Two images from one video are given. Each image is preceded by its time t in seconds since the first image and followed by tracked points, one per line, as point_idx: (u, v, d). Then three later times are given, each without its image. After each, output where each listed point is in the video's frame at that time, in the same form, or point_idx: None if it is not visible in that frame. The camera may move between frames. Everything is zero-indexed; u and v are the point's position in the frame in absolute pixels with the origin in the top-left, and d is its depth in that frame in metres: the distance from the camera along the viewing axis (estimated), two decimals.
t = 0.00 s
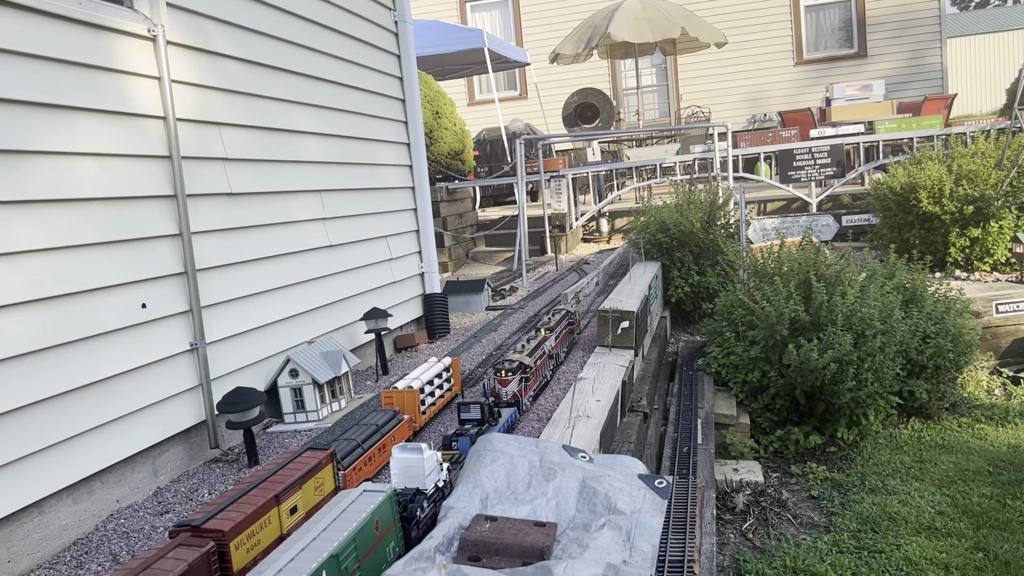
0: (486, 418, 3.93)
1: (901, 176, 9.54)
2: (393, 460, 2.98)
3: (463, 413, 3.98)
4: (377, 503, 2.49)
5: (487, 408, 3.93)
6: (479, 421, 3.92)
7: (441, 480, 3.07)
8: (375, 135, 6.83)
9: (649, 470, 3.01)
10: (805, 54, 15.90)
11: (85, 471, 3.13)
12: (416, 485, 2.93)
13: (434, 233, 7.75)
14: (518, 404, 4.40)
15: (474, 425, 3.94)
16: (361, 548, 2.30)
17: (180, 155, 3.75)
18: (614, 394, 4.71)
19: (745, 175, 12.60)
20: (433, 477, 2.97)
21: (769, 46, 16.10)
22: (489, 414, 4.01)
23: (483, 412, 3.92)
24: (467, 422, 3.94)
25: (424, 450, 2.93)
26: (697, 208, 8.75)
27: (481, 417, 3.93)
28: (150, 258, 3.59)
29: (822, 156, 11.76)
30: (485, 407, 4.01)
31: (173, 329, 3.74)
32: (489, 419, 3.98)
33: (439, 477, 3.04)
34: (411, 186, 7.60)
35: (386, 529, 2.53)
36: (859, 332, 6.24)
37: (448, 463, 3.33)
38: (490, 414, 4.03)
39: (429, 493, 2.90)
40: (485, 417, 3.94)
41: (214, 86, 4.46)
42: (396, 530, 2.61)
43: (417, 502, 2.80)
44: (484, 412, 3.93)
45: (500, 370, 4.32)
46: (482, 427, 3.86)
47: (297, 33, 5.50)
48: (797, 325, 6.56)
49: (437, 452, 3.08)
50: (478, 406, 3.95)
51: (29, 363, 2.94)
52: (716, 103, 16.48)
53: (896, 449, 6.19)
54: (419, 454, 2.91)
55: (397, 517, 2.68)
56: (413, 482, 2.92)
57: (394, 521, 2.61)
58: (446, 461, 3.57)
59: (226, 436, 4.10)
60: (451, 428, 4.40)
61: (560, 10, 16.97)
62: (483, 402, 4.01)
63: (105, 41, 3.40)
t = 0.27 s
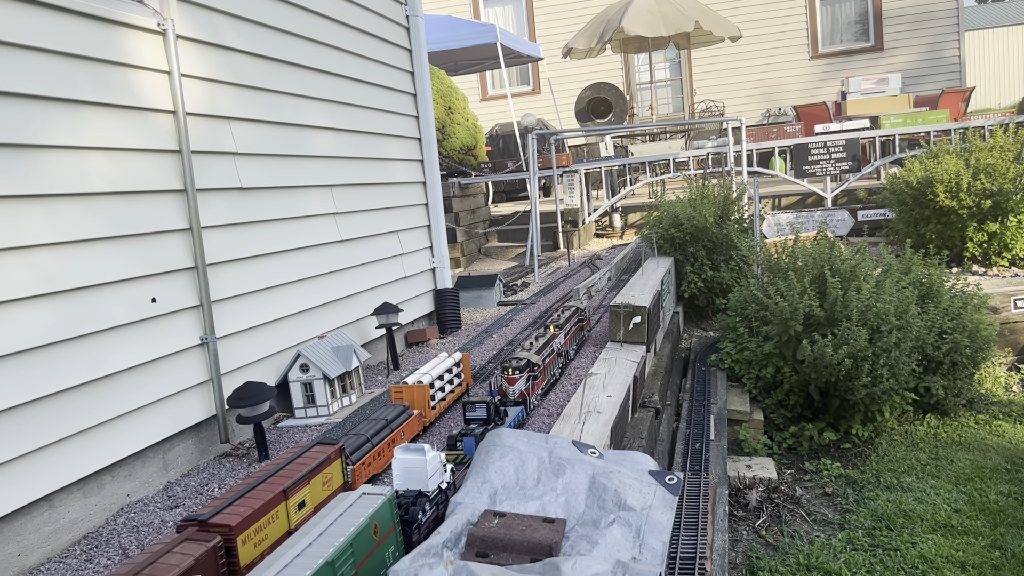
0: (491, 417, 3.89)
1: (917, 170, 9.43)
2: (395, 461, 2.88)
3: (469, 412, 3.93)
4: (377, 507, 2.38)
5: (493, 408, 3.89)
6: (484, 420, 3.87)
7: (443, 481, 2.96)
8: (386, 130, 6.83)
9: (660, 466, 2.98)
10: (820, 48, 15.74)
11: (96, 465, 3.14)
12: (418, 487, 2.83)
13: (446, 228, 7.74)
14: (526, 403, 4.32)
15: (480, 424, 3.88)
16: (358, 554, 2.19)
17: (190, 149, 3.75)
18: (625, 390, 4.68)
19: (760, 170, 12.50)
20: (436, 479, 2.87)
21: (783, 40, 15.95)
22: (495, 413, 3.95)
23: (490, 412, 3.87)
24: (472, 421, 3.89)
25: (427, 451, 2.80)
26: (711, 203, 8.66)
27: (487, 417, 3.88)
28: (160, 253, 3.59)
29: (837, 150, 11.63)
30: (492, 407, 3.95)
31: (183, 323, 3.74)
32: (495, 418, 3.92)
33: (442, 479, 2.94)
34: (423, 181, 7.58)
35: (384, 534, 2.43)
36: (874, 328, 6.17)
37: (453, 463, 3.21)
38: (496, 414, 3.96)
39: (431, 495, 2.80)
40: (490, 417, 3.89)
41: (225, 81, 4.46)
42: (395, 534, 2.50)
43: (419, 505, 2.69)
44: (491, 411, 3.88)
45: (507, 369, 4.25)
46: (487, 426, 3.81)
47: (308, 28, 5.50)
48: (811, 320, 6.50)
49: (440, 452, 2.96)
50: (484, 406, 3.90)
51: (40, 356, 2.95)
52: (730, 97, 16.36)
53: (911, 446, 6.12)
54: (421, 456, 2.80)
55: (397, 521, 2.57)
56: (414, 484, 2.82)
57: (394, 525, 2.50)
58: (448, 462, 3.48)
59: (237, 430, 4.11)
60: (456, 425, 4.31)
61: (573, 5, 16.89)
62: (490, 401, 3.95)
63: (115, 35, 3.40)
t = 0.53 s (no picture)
0: (494, 419, 3.75)
1: (939, 163, 9.25)
2: (390, 465, 2.79)
3: (471, 414, 3.78)
4: (366, 516, 2.29)
5: (495, 409, 3.74)
6: (486, 422, 3.73)
7: (442, 487, 2.88)
8: (398, 124, 6.79)
9: (668, 465, 2.91)
10: (840, 40, 15.51)
11: (99, 461, 3.12)
12: (414, 492, 2.76)
13: (458, 223, 7.69)
14: (531, 403, 4.20)
15: (482, 426, 3.73)
16: (344, 566, 2.11)
17: (196, 144, 3.72)
18: (637, 387, 4.61)
19: (778, 163, 12.34)
20: (432, 484, 2.79)
21: (802, 32, 15.73)
22: (498, 414, 3.83)
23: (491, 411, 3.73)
24: (474, 423, 3.74)
25: (423, 455, 2.74)
26: (727, 196, 8.53)
27: (490, 418, 3.74)
28: (166, 248, 3.57)
29: (857, 143, 11.44)
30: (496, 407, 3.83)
31: (189, 319, 3.72)
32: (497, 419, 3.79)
33: (438, 483, 2.85)
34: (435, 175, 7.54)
35: (375, 544, 2.34)
36: (893, 323, 6.05)
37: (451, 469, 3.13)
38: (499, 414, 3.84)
39: (427, 501, 2.72)
40: (493, 418, 3.76)
41: (231, 74, 4.44)
42: (387, 543, 2.41)
43: (414, 511, 2.61)
44: (493, 413, 3.74)
45: (512, 368, 4.13)
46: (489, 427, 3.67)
47: (318, 21, 5.47)
48: (828, 315, 6.39)
49: (438, 456, 2.89)
50: (487, 406, 3.75)
51: (43, 352, 2.94)
52: (748, 90, 16.19)
53: (931, 443, 5.98)
54: (417, 461, 2.72)
55: (389, 530, 2.48)
56: (410, 489, 2.74)
57: (384, 534, 2.41)
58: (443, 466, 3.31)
59: (244, 427, 4.09)
60: (455, 430, 4.17)
61: None
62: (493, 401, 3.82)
63: (119, 28, 3.38)
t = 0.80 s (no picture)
0: (495, 422, 3.55)
1: (963, 155, 9.06)
2: (382, 472, 2.71)
3: (471, 417, 3.58)
4: (350, 528, 2.22)
5: (496, 412, 3.54)
6: (487, 426, 3.54)
7: (437, 495, 2.80)
8: (411, 120, 6.78)
9: (674, 465, 2.87)
10: (864, 31, 15.25)
11: (104, 459, 3.13)
12: (406, 500, 2.68)
13: (471, 219, 7.66)
14: (536, 405, 4.04)
15: (482, 430, 3.54)
16: None
17: (202, 142, 3.71)
18: (648, 385, 4.55)
19: (799, 157, 12.16)
20: (425, 493, 2.70)
21: (824, 23, 15.49)
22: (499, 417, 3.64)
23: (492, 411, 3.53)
24: (473, 427, 3.55)
25: (415, 463, 2.66)
26: (746, 190, 8.40)
27: (490, 422, 3.54)
28: (172, 246, 3.58)
29: (880, 135, 11.24)
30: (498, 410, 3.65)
31: (197, 316, 3.72)
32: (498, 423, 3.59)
33: (433, 492, 2.76)
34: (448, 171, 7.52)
35: (360, 558, 2.26)
36: (914, 319, 5.90)
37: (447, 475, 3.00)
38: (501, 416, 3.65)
39: (420, 510, 2.64)
40: (493, 421, 3.56)
41: (239, 71, 4.45)
42: (373, 556, 2.33)
43: (404, 521, 2.53)
44: (493, 415, 3.54)
45: (515, 369, 3.98)
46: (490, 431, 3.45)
47: (329, 18, 5.47)
48: (847, 311, 6.28)
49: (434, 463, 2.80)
50: (486, 409, 3.54)
51: (47, 350, 2.95)
52: (769, 83, 15.99)
53: (953, 442, 5.84)
54: (409, 468, 2.64)
55: (376, 542, 2.40)
56: (402, 498, 2.66)
57: (370, 547, 2.33)
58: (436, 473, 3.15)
59: (252, 424, 4.09)
60: (455, 434, 3.96)
61: None
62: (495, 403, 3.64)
63: (124, 25, 3.38)
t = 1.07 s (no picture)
0: (493, 429, 3.55)
1: (991, 147, 8.86)
2: (370, 484, 2.73)
3: (470, 425, 3.59)
4: (329, 545, 2.13)
5: (493, 418, 3.54)
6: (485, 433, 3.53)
7: (429, 507, 2.81)
8: (424, 117, 6.76)
9: (679, 467, 2.82)
10: (890, 22, 14.97)
11: (110, 460, 3.16)
12: (394, 513, 2.69)
13: (486, 216, 7.62)
14: (540, 410, 3.99)
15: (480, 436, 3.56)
16: None
17: (208, 141, 3.73)
18: (659, 385, 4.47)
19: (823, 150, 11.96)
20: (414, 504, 2.71)
21: (849, 14, 15.23)
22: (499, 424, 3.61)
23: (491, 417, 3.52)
24: (472, 433, 3.57)
25: (403, 475, 2.68)
26: (766, 184, 8.25)
27: (488, 428, 3.54)
28: (178, 245, 3.60)
29: (905, 128, 11.01)
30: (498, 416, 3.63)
31: (204, 316, 3.74)
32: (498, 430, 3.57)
33: (422, 503, 2.77)
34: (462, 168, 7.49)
35: None
36: (935, 316, 5.76)
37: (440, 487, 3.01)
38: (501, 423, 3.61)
39: (408, 523, 2.65)
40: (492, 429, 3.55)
41: (247, 70, 4.46)
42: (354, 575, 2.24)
43: (389, 537, 2.50)
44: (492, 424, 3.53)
45: (518, 373, 3.94)
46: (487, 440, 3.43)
47: (341, 15, 5.47)
48: (868, 308, 6.13)
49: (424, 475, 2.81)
50: (484, 415, 3.54)
51: (50, 352, 2.97)
52: (793, 76, 15.80)
53: (977, 441, 5.69)
54: (397, 480, 2.66)
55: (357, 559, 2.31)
56: (390, 511, 2.68)
57: (351, 565, 2.25)
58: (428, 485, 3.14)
59: (261, 424, 4.10)
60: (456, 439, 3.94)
61: None
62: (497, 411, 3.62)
63: (127, 25, 3.39)
